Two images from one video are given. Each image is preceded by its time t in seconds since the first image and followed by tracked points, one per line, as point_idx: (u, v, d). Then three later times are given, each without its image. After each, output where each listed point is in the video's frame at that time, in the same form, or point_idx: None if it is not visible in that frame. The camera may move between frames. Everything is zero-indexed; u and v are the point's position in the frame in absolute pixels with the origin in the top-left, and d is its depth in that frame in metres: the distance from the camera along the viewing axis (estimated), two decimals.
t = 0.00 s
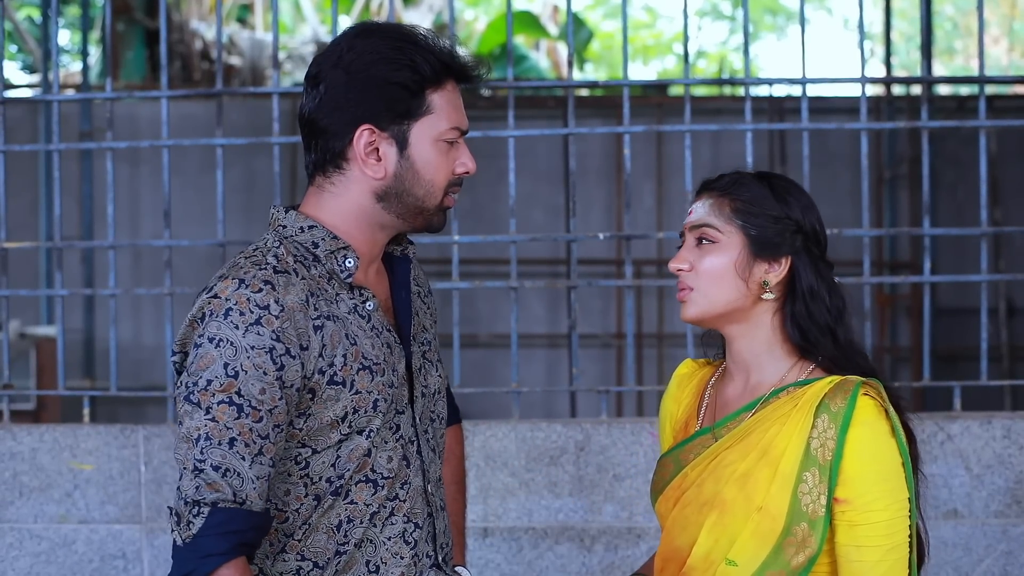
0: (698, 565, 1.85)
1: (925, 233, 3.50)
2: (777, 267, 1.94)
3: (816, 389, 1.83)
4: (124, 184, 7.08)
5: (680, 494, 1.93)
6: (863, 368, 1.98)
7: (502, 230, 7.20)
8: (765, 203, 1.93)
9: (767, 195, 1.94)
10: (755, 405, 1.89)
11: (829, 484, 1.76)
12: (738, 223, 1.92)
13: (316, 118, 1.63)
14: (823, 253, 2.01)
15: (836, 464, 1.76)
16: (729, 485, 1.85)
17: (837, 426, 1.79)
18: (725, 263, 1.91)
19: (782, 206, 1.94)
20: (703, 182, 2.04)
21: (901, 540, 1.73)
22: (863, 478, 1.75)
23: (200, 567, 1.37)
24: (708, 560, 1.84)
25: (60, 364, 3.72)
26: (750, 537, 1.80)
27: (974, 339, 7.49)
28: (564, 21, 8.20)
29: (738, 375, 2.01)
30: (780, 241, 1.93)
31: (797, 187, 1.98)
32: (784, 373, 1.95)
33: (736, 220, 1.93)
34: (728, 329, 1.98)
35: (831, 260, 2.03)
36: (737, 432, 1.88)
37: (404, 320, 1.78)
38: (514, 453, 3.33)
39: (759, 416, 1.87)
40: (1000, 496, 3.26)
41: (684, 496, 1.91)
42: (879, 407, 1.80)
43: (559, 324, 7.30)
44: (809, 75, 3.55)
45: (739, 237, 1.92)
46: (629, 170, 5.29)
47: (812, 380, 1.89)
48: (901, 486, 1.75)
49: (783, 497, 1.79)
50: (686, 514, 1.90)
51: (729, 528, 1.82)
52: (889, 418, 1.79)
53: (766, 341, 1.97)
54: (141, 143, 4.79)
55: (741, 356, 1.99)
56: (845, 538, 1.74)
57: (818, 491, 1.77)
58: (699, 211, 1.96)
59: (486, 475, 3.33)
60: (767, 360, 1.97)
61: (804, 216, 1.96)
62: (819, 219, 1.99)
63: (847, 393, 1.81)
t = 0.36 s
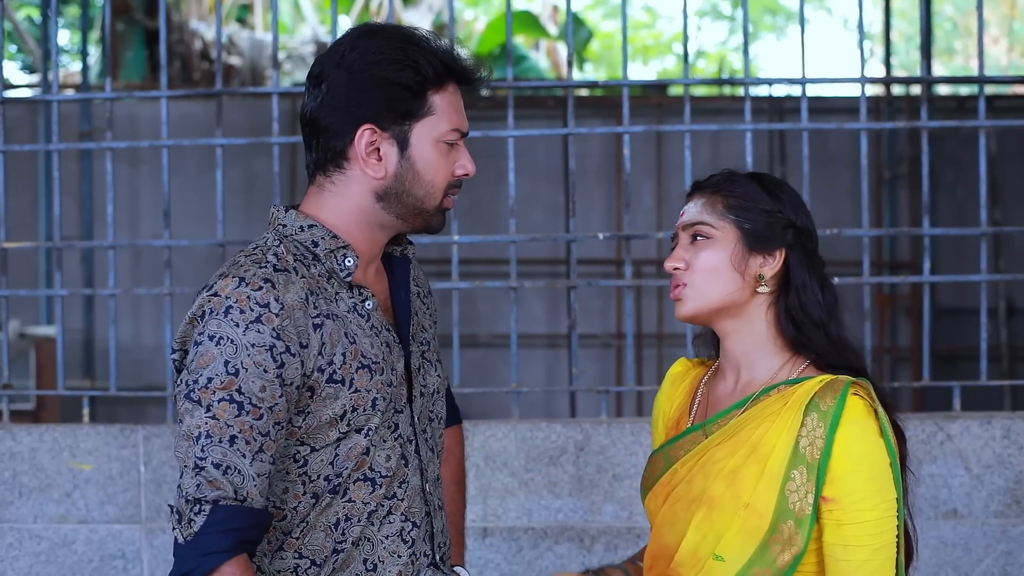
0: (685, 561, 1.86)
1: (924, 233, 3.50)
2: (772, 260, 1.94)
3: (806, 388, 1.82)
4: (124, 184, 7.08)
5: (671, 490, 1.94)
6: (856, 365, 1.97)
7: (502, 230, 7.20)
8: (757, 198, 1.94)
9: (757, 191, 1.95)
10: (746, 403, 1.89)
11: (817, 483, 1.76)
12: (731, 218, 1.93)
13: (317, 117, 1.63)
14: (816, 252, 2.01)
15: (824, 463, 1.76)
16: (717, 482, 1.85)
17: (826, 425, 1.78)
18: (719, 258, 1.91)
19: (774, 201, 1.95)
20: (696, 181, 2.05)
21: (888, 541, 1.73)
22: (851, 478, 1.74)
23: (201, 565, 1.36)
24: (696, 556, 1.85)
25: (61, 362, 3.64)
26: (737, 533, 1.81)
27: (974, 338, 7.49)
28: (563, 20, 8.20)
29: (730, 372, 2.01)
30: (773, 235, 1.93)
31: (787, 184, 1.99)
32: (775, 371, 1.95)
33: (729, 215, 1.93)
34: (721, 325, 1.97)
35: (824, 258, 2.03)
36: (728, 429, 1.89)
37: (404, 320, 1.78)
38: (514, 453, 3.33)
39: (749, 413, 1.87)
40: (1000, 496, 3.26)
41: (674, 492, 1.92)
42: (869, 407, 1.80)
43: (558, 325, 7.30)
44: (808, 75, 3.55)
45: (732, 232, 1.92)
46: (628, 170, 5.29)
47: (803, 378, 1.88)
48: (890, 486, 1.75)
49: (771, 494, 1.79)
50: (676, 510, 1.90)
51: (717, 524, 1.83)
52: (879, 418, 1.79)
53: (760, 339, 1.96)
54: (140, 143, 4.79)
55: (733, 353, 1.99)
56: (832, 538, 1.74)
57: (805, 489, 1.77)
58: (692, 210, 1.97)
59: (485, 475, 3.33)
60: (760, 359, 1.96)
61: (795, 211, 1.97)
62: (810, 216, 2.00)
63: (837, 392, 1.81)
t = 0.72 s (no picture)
0: (676, 561, 1.86)
1: (924, 233, 3.49)
2: (751, 269, 1.93)
3: (793, 385, 1.83)
4: (123, 184, 7.08)
5: (661, 490, 1.94)
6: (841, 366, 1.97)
7: (501, 230, 7.21)
8: (740, 205, 1.93)
9: (742, 196, 1.93)
10: (734, 403, 1.90)
11: (806, 479, 1.77)
12: (712, 226, 1.92)
13: (316, 117, 1.63)
14: (800, 252, 2.00)
15: (812, 459, 1.77)
16: (707, 480, 1.85)
17: (813, 421, 1.79)
18: (700, 266, 1.91)
19: (756, 207, 1.93)
20: (681, 183, 2.03)
21: (878, 535, 1.73)
22: (840, 473, 1.74)
23: (196, 559, 1.38)
24: (687, 555, 1.84)
25: (61, 363, 3.64)
26: (727, 531, 1.81)
27: (973, 338, 7.49)
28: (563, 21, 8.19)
29: (716, 373, 2.01)
30: (756, 242, 1.93)
31: (773, 186, 1.97)
32: (762, 372, 1.96)
33: (710, 223, 1.92)
34: (706, 330, 1.99)
35: (807, 260, 2.02)
36: (717, 428, 1.89)
37: (400, 317, 1.78)
38: (513, 453, 3.33)
39: (738, 412, 1.87)
40: (999, 496, 3.26)
41: (665, 492, 1.92)
42: (856, 403, 1.80)
43: (558, 324, 7.30)
44: (807, 75, 3.55)
45: (712, 241, 1.92)
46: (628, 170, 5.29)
47: (790, 376, 1.89)
48: (879, 480, 1.75)
49: (760, 492, 1.79)
50: (667, 510, 1.91)
51: (707, 522, 1.83)
52: (866, 413, 1.79)
53: (747, 339, 1.97)
54: (140, 143, 4.80)
55: (720, 355, 1.99)
56: (822, 533, 1.74)
57: (794, 486, 1.77)
58: (674, 215, 1.96)
59: (485, 475, 3.33)
60: (745, 360, 1.97)
61: (778, 217, 1.95)
62: (796, 219, 1.98)
63: (824, 388, 1.81)
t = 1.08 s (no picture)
0: (670, 561, 1.85)
1: (922, 233, 3.49)
2: (756, 262, 1.94)
3: (785, 385, 1.83)
4: (122, 184, 7.08)
5: (654, 491, 1.93)
6: (837, 365, 1.96)
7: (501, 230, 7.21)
8: (743, 202, 1.93)
9: (745, 193, 1.94)
10: (726, 403, 1.89)
11: (798, 479, 1.77)
12: (717, 220, 1.92)
13: (312, 117, 1.63)
14: (802, 252, 2.00)
15: (805, 460, 1.77)
16: (700, 481, 1.85)
17: (806, 421, 1.79)
18: (705, 259, 1.91)
19: (759, 204, 1.94)
20: (685, 180, 2.04)
21: (870, 535, 1.74)
22: (832, 473, 1.75)
23: (192, 555, 1.39)
24: (680, 556, 1.84)
25: (60, 363, 3.64)
26: (721, 532, 1.81)
27: (972, 338, 7.49)
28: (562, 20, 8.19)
29: (710, 373, 2.01)
30: (759, 238, 1.93)
31: (776, 186, 1.98)
32: (755, 372, 1.95)
33: (715, 218, 1.93)
34: (704, 329, 1.97)
35: (810, 260, 2.01)
36: (710, 429, 1.88)
37: (399, 316, 1.78)
38: (512, 453, 3.33)
39: (730, 413, 1.87)
40: (998, 496, 3.26)
41: (658, 493, 1.91)
42: (849, 402, 1.80)
43: (557, 324, 7.30)
44: (806, 75, 3.54)
45: (717, 235, 1.92)
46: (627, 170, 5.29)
47: (781, 376, 1.89)
48: (870, 480, 1.76)
49: (753, 492, 1.79)
50: (660, 511, 1.90)
51: (701, 523, 1.83)
52: (858, 413, 1.80)
53: (743, 336, 1.96)
54: (140, 142, 4.80)
55: (714, 355, 1.99)
56: (815, 533, 1.75)
57: (787, 486, 1.78)
58: (679, 211, 1.96)
59: (484, 475, 3.33)
60: (740, 360, 1.96)
61: (779, 214, 1.96)
62: (797, 218, 1.99)
63: (816, 389, 1.81)
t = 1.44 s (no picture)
0: (672, 554, 1.86)
1: (922, 233, 3.49)
2: (754, 277, 1.92)
3: (791, 384, 1.83)
4: (122, 184, 7.07)
5: (658, 485, 1.94)
6: (837, 364, 1.97)
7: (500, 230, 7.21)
8: (727, 218, 1.90)
9: (727, 207, 1.91)
10: (733, 400, 1.90)
11: (802, 476, 1.77)
12: (708, 244, 1.89)
13: (312, 118, 1.64)
14: (793, 251, 2.00)
15: (809, 457, 1.77)
16: (703, 475, 1.86)
17: (810, 419, 1.79)
18: (704, 281, 1.89)
19: (740, 213, 1.91)
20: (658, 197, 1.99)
21: (872, 533, 1.74)
22: (835, 471, 1.75)
23: (190, 552, 1.40)
24: (682, 548, 1.85)
25: (59, 363, 3.64)
26: (722, 525, 1.81)
27: (971, 339, 7.50)
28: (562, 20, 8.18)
29: (716, 372, 2.01)
30: (751, 251, 1.91)
31: (753, 188, 1.94)
32: (762, 371, 1.96)
33: (705, 241, 1.89)
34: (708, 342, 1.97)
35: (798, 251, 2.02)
36: (715, 425, 1.89)
37: (398, 317, 1.79)
38: (512, 452, 3.33)
39: (736, 410, 1.88)
40: (997, 496, 3.26)
41: (661, 486, 1.92)
42: (854, 402, 1.80)
43: (556, 324, 7.30)
44: (806, 74, 3.54)
45: (711, 257, 1.89)
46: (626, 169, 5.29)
47: (788, 375, 1.89)
48: (874, 478, 1.75)
49: (756, 487, 1.80)
50: (663, 503, 1.91)
51: (702, 516, 1.84)
52: (864, 412, 1.79)
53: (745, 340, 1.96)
54: (139, 142, 4.80)
55: (719, 356, 1.99)
56: (817, 529, 1.75)
57: (789, 483, 1.78)
58: (666, 237, 1.92)
59: (483, 474, 3.33)
60: (747, 360, 1.97)
61: (764, 217, 1.93)
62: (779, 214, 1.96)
63: (821, 388, 1.81)
